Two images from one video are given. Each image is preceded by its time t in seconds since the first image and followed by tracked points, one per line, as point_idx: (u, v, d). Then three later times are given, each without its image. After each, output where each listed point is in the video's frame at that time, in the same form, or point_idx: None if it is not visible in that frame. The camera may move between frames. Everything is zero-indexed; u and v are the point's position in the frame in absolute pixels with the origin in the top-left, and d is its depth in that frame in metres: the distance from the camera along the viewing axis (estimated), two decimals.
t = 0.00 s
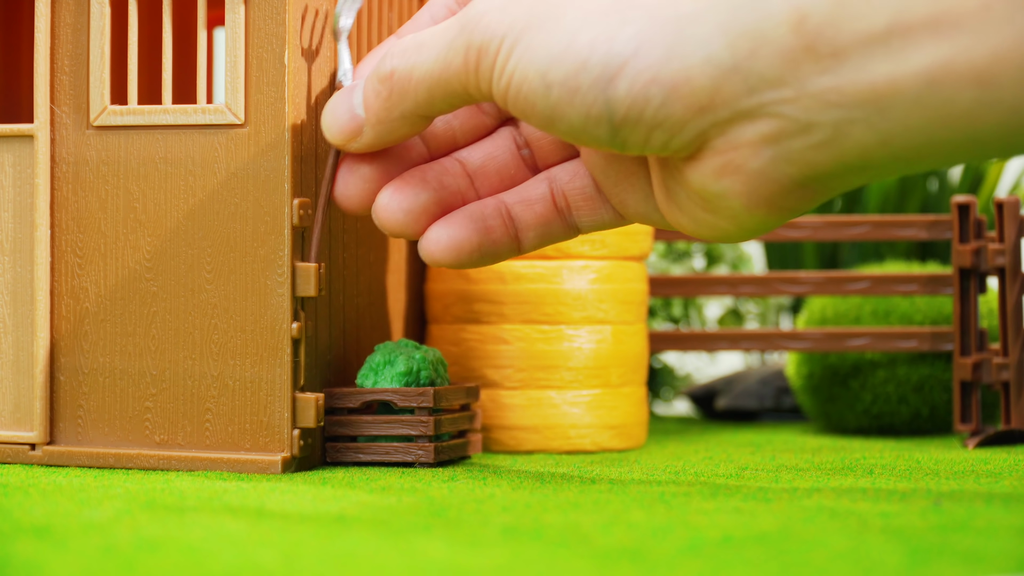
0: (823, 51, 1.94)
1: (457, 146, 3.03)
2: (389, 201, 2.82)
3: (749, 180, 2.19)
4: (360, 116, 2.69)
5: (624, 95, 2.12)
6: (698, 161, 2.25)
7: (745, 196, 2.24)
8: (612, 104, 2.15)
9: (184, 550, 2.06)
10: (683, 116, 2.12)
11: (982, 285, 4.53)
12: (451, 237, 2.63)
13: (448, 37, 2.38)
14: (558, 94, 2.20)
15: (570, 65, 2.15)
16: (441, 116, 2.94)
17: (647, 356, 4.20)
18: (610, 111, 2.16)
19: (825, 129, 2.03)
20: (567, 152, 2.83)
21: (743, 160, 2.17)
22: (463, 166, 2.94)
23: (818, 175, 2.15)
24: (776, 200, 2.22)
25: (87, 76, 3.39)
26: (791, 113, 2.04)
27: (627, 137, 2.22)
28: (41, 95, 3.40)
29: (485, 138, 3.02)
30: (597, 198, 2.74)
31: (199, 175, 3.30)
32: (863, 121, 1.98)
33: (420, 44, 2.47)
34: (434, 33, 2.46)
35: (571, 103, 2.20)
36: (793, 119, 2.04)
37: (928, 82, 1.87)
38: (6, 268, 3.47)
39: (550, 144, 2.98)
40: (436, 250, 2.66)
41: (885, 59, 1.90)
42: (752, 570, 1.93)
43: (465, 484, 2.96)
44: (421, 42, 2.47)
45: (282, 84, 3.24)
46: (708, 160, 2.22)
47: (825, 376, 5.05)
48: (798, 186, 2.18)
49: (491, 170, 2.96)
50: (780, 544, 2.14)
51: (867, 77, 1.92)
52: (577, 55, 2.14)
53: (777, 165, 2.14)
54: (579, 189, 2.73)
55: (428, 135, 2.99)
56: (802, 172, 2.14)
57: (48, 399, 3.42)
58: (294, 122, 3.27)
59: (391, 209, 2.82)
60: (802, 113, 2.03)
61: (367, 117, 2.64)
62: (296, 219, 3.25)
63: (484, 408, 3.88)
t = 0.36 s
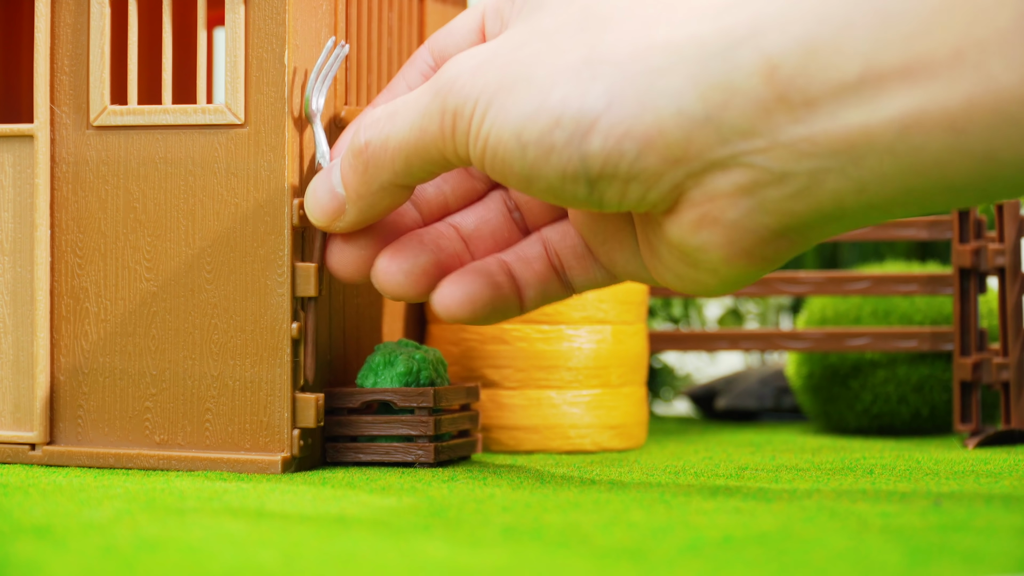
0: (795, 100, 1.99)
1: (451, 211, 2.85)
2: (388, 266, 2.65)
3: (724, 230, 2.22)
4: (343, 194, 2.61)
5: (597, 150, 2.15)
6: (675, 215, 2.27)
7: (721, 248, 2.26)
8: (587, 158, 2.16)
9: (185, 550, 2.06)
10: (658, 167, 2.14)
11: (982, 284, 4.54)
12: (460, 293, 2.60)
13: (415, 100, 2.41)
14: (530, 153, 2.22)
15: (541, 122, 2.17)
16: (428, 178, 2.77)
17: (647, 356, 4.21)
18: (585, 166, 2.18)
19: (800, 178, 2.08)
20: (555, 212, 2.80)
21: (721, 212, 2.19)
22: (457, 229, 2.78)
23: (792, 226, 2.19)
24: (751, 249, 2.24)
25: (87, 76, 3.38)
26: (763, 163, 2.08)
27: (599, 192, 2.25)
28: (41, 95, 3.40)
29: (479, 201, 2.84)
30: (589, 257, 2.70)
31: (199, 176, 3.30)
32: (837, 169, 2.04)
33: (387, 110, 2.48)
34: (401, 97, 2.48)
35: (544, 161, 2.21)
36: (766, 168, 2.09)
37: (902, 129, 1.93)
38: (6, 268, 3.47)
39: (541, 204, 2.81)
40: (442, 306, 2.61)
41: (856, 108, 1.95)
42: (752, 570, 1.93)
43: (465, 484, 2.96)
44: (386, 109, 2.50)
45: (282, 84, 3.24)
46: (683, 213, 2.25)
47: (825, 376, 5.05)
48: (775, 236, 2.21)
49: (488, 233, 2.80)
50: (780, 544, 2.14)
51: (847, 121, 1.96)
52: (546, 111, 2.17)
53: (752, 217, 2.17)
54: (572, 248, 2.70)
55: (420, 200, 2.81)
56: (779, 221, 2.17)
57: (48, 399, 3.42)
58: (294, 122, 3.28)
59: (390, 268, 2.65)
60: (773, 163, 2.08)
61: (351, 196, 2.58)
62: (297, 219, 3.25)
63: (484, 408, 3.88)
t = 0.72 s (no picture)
0: (775, 122, 1.85)
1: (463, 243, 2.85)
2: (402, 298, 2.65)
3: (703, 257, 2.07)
4: (338, 234, 2.63)
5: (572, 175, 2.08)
6: (657, 243, 2.16)
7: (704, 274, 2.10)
8: (569, 183, 2.09)
9: (185, 550, 2.06)
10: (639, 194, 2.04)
11: (982, 284, 4.55)
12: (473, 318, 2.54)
13: (406, 134, 2.40)
14: (510, 179, 2.16)
15: (521, 148, 2.12)
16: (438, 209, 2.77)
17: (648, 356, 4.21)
18: (565, 191, 2.10)
19: (777, 204, 1.93)
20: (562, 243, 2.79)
21: (701, 239, 2.07)
22: (468, 261, 2.78)
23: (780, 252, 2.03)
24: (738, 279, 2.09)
25: (87, 76, 3.38)
26: (741, 186, 1.95)
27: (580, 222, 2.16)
28: (41, 95, 3.40)
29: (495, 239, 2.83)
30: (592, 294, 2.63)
31: (199, 175, 3.30)
32: (816, 195, 1.88)
33: (379, 146, 2.48)
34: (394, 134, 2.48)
35: (524, 186, 2.15)
36: (745, 194, 1.95)
37: (883, 153, 1.78)
38: (6, 268, 3.47)
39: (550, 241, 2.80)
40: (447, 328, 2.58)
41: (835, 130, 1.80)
42: (752, 570, 1.93)
43: (465, 484, 2.96)
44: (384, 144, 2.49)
45: (282, 84, 3.24)
46: (667, 241, 2.13)
47: (825, 376, 5.05)
48: (759, 264, 2.06)
49: (497, 266, 2.80)
50: (780, 544, 2.14)
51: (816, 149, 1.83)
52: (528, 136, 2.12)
53: (733, 243, 2.04)
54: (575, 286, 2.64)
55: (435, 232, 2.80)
56: (763, 250, 2.02)
57: (48, 399, 3.42)
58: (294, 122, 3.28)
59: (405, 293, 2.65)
60: (754, 188, 1.93)
61: (345, 235, 2.60)
62: (296, 219, 3.25)
63: (484, 408, 3.88)
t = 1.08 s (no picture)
0: (814, 91, 1.62)
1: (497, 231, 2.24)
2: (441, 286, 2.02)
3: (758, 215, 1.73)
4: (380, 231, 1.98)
5: (612, 159, 1.73)
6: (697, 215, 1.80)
7: (760, 230, 1.74)
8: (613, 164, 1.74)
9: (184, 550, 2.06)
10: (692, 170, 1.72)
11: (982, 284, 4.54)
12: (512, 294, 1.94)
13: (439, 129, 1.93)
14: (550, 167, 1.78)
15: (559, 131, 1.75)
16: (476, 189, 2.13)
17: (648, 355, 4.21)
18: (608, 179, 1.76)
19: (821, 172, 1.66)
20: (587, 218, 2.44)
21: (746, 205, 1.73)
22: (506, 244, 2.10)
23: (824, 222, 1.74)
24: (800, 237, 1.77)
25: (87, 76, 3.38)
26: (780, 155, 1.67)
27: (631, 205, 1.82)
28: (41, 95, 3.40)
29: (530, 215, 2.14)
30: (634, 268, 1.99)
31: (199, 175, 3.30)
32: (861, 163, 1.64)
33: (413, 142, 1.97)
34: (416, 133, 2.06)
35: (566, 173, 1.77)
36: (783, 163, 1.67)
37: (925, 119, 1.59)
38: (6, 268, 3.47)
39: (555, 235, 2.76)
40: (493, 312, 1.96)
41: (875, 99, 1.60)
42: (752, 570, 1.93)
43: (464, 484, 2.96)
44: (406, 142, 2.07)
45: (282, 84, 3.24)
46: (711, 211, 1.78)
47: (825, 376, 5.05)
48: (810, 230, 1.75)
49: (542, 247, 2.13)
50: (780, 544, 2.14)
51: (866, 112, 1.61)
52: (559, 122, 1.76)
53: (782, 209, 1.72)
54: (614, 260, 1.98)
55: (463, 219, 2.15)
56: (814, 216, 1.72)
57: (48, 399, 3.42)
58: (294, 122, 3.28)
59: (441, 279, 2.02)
60: (794, 154, 1.66)
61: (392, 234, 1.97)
62: (296, 220, 3.26)
63: (483, 408, 3.89)
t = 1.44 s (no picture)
0: None
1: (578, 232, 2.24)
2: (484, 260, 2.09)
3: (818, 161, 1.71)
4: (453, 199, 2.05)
5: (651, 106, 1.74)
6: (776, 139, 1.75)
7: (821, 169, 1.72)
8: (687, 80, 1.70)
9: (184, 550, 2.06)
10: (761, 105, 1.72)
11: (982, 284, 4.54)
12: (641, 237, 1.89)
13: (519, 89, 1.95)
14: (623, 93, 1.75)
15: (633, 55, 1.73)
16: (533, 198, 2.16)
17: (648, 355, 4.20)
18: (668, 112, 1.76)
19: (889, 77, 1.60)
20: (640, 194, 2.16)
21: (820, 116, 1.68)
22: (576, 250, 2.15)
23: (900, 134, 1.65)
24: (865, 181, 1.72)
25: (87, 76, 3.38)
26: (854, 62, 1.61)
27: (702, 137, 1.80)
28: (41, 95, 3.40)
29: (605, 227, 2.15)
30: (706, 266, 2.04)
31: (199, 176, 3.30)
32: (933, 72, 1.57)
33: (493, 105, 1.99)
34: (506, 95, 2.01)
35: (640, 96, 1.74)
36: (858, 68, 1.61)
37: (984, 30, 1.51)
38: (6, 268, 3.47)
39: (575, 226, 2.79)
40: (552, 256, 1.90)
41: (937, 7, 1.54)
42: (751, 570, 1.93)
43: (465, 484, 2.96)
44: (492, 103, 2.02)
45: (282, 84, 3.23)
46: (784, 126, 1.72)
47: (825, 376, 5.05)
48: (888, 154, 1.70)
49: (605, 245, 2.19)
50: (780, 544, 2.14)
51: (890, 41, 1.58)
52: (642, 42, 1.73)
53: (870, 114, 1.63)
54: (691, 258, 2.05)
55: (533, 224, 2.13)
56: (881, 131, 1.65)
57: (48, 399, 3.42)
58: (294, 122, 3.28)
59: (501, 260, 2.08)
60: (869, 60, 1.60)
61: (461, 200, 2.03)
62: (296, 220, 3.26)
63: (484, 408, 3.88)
